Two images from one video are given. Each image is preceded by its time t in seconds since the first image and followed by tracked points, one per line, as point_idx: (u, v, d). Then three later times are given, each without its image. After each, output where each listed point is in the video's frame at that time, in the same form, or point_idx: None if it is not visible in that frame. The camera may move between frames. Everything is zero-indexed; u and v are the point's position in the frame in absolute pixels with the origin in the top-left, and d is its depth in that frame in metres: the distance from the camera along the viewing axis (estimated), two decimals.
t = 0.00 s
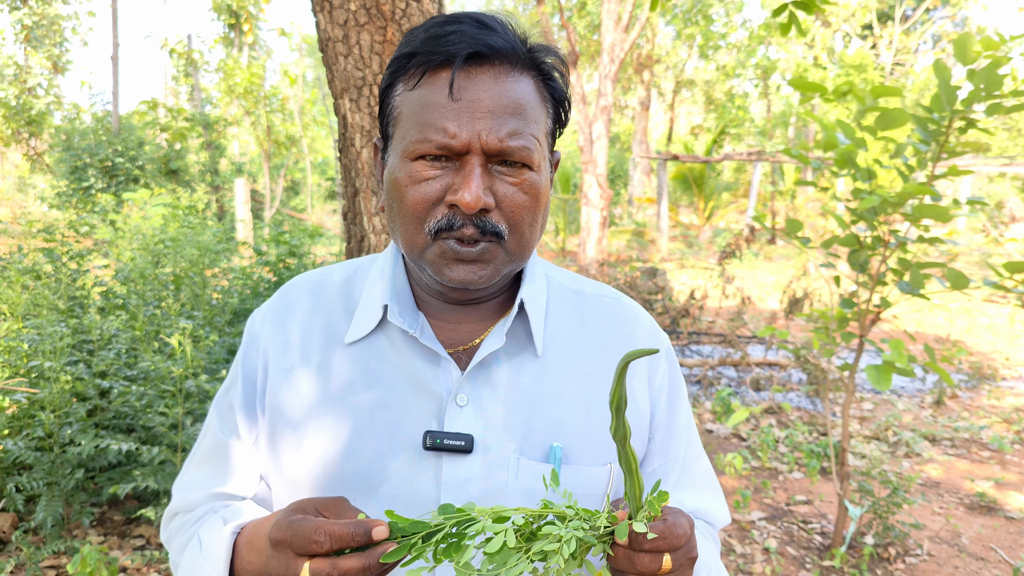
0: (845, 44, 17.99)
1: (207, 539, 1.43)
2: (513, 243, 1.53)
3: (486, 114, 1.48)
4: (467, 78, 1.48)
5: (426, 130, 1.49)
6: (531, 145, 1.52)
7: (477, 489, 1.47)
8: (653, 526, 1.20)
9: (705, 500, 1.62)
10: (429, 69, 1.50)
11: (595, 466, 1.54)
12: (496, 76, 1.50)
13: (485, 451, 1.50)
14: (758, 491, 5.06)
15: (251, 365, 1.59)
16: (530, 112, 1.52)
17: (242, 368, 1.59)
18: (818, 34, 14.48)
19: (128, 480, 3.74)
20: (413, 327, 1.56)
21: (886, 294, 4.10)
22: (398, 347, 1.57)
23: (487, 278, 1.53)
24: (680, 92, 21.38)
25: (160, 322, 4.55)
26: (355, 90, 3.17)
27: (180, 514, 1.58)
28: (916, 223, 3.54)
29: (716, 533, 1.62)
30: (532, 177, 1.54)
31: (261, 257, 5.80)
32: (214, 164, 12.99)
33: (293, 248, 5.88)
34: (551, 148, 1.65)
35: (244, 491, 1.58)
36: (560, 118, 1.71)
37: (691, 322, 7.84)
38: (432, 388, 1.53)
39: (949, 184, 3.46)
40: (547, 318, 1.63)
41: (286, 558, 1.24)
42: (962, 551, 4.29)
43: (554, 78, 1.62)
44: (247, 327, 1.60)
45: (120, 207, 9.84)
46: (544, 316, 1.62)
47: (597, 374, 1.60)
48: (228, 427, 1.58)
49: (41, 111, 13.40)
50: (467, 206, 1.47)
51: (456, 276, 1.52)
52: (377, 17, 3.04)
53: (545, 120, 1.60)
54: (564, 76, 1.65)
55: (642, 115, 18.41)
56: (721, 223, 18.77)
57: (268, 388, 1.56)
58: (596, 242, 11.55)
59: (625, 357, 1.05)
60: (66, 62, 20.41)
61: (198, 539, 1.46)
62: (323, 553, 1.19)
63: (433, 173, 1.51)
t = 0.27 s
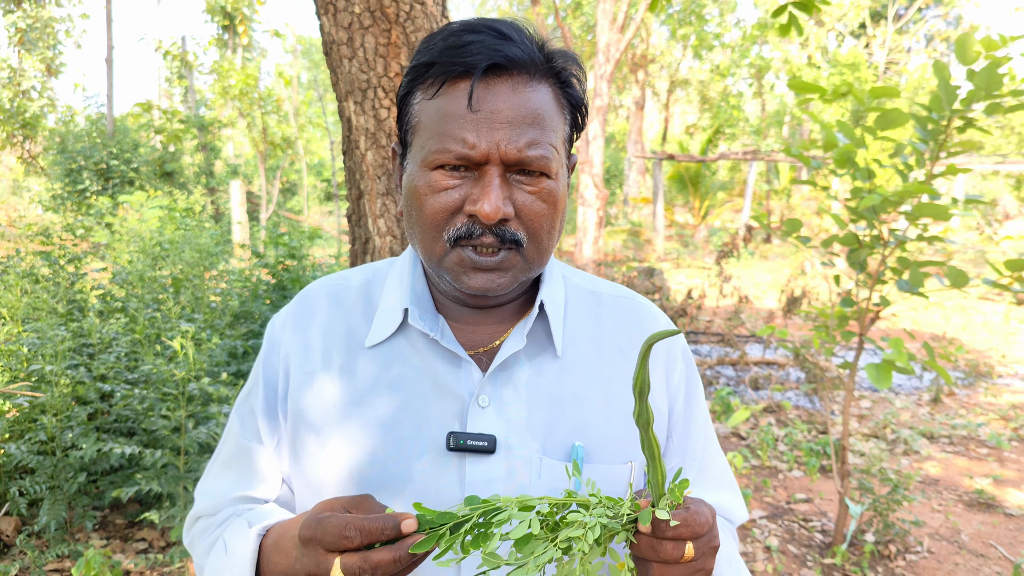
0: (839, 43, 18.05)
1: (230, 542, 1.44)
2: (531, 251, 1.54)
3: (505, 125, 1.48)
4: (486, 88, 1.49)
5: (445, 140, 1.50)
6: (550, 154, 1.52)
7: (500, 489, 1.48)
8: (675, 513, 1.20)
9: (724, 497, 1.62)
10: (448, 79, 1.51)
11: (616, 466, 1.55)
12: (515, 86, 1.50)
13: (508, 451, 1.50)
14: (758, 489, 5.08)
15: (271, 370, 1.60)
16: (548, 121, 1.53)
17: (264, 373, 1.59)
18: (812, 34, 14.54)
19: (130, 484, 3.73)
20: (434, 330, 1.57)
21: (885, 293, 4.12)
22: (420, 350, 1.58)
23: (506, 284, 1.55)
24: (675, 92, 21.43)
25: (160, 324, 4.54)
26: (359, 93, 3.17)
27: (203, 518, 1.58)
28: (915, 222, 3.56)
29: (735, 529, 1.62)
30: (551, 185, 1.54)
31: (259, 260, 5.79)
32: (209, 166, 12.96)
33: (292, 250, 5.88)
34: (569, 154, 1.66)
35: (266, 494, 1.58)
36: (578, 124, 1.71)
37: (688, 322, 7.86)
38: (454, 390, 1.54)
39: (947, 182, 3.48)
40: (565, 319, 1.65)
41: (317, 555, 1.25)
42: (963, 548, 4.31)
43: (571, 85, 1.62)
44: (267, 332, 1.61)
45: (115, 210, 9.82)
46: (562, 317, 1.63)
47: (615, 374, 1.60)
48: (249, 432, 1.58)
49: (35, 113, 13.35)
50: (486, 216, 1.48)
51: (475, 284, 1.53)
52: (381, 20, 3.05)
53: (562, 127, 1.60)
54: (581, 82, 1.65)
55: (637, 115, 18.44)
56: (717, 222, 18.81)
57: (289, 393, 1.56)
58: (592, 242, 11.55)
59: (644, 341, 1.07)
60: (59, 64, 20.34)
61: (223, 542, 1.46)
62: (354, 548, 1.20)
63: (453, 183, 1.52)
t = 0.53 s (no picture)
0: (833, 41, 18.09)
1: (226, 530, 1.44)
2: (522, 247, 1.55)
3: (495, 125, 1.48)
4: (476, 87, 1.49)
5: (437, 139, 1.50)
6: (541, 151, 1.52)
7: (494, 478, 1.49)
8: (664, 504, 1.21)
9: (720, 485, 1.61)
10: (439, 78, 1.51)
11: (610, 453, 1.55)
12: (505, 85, 1.50)
13: (502, 439, 1.51)
14: (753, 485, 5.10)
15: (268, 362, 1.60)
16: (539, 119, 1.53)
17: (259, 365, 1.60)
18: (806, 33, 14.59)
19: (127, 482, 3.73)
20: (429, 320, 1.58)
21: (879, 290, 4.14)
22: (415, 341, 1.58)
23: (499, 282, 1.56)
24: (670, 91, 21.46)
25: (156, 323, 4.54)
26: (356, 90, 3.18)
27: (199, 509, 1.59)
28: (908, 219, 3.57)
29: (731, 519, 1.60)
30: (542, 182, 1.55)
31: (255, 258, 5.78)
32: (205, 165, 12.92)
33: (288, 249, 5.86)
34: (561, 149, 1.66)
35: (263, 484, 1.59)
36: (570, 118, 1.71)
37: (684, 319, 7.88)
38: (448, 379, 1.55)
39: (940, 179, 3.49)
40: (559, 307, 1.66)
41: (312, 548, 1.25)
42: (957, 543, 4.34)
43: (563, 80, 1.62)
44: (263, 325, 1.61)
45: (110, 209, 9.79)
46: (556, 305, 1.64)
47: (609, 363, 1.61)
48: (246, 424, 1.59)
49: (29, 112, 13.29)
50: (477, 215, 1.48)
51: (468, 281, 1.55)
52: (377, 17, 3.04)
53: (554, 123, 1.61)
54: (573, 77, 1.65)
55: (633, 113, 18.46)
56: (712, 221, 18.85)
57: (286, 385, 1.57)
58: (587, 240, 11.57)
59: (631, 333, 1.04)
60: (53, 63, 20.23)
61: (218, 534, 1.46)
62: (350, 544, 1.21)
63: (445, 181, 1.53)
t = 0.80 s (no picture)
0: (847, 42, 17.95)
1: (215, 530, 1.45)
2: (512, 240, 1.53)
3: (481, 114, 1.48)
4: (460, 80, 1.49)
5: (423, 132, 1.49)
6: (526, 142, 1.51)
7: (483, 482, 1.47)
8: (648, 505, 1.19)
9: (710, 486, 1.62)
10: (423, 72, 1.51)
11: (601, 457, 1.53)
12: (488, 77, 1.50)
13: (492, 442, 1.49)
14: (762, 488, 5.05)
15: (260, 366, 1.59)
16: (524, 110, 1.52)
17: (252, 367, 1.59)
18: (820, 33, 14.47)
19: (136, 481, 3.75)
20: (419, 323, 1.56)
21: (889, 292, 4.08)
22: (406, 343, 1.57)
23: (489, 275, 1.54)
24: (683, 91, 21.36)
25: (167, 323, 4.57)
26: (362, 91, 3.18)
27: (194, 510, 1.59)
28: (920, 221, 3.52)
29: (725, 520, 1.62)
30: (529, 174, 1.53)
31: (266, 259, 5.81)
32: (218, 166, 13.01)
33: (298, 250, 5.88)
34: (549, 145, 1.66)
35: (255, 488, 1.59)
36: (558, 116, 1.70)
37: (695, 321, 7.83)
38: (438, 382, 1.53)
39: (952, 181, 3.44)
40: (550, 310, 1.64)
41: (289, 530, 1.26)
42: (966, 546, 4.28)
43: (548, 75, 1.61)
44: (256, 328, 1.61)
45: (124, 209, 9.87)
46: (547, 308, 1.62)
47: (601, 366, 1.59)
48: (238, 427, 1.58)
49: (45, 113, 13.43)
50: (466, 205, 1.47)
51: (459, 276, 1.52)
52: (383, 19, 3.05)
53: (540, 117, 1.60)
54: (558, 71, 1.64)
55: (646, 114, 18.38)
56: (724, 222, 18.74)
57: (277, 389, 1.56)
58: (600, 241, 11.52)
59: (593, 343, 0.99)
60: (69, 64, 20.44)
61: (208, 532, 1.47)
62: (333, 525, 1.21)
63: (433, 175, 1.51)
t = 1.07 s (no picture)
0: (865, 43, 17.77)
1: (213, 536, 1.48)
2: (509, 209, 1.54)
3: (472, 86, 1.54)
4: (452, 56, 1.55)
5: (418, 106, 1.55)
6: (517, 117, 1.57)
7: (477, 479, 1.47)
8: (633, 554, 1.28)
9: (701, 486, 1.64)
10: (416, 54, 1.57)
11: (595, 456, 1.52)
12: (478, 54, 1.57)
13: (486, 440, 1.49)
14: (774, 490, 5.00)
15: (258, 365, 1.60)
16: (514, 87, 1.58)
17: (249, 366, 1.60)
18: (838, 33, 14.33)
19: (148, 477, 3.78)
20: (416, 319, 1.57)
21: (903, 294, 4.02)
22: (402, 340, 1.57)
23: (487, 241, 1.53)
24: (699, 92, 21.23)
25: (181, 321, 4.61)
26: (371, 91, 3.19)
27: (195, 510, 1.60)
28: (933, 224, 3.47)
29: (714, 519, 1.65)
30: (522, 146, 1.57)
31: (280, 258, 5.84)
32: (235, 165, 13.11)
33: (312, 249, 5.90)
34: (541, 134, 1.69)
35: (254, 486, 1.60)
36: (548, 110, 1.75)
37: (708, 322, 7.77)
38: (432, 379, 1.53)
39: (967, 183, 3.39)
40: (544, 310, 1.62)
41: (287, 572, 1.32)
42: (978, 550, 4.21)
43: (538, 64, 1.68)
44: (254, 328, 1.62)
45: (142, 208, 9.98)
46: (541, 308, 1.60)
47: (596, 363, 1.58)
48: (237, 426, 1.59)
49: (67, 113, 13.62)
50: (459, 167, 1.49)
51: (454, 241, 1.51)
52: (392, 20, 3.06)
53: (531, 101, 1.65)
54: (548, 64, 1.70)
55: (662, 115, 18.30)
56: (740, 223, 18.59)
57: (275, 387, 1.56)
58: (615, 242, 11.48)
59: (583, 422, 1.03)
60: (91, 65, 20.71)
61: (209, 536, 1.49)
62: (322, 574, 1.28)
63: (427, 145, 1.54)
